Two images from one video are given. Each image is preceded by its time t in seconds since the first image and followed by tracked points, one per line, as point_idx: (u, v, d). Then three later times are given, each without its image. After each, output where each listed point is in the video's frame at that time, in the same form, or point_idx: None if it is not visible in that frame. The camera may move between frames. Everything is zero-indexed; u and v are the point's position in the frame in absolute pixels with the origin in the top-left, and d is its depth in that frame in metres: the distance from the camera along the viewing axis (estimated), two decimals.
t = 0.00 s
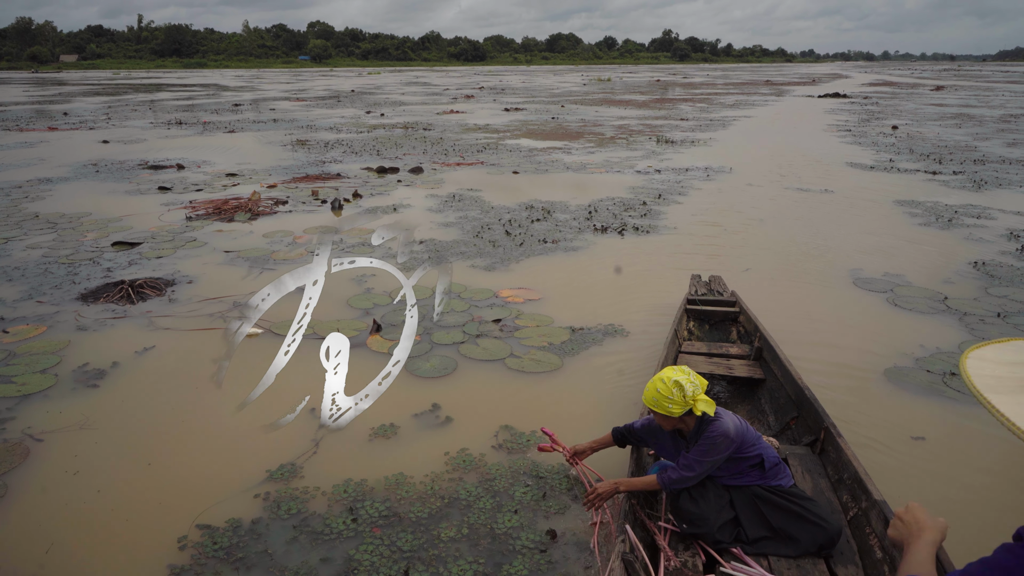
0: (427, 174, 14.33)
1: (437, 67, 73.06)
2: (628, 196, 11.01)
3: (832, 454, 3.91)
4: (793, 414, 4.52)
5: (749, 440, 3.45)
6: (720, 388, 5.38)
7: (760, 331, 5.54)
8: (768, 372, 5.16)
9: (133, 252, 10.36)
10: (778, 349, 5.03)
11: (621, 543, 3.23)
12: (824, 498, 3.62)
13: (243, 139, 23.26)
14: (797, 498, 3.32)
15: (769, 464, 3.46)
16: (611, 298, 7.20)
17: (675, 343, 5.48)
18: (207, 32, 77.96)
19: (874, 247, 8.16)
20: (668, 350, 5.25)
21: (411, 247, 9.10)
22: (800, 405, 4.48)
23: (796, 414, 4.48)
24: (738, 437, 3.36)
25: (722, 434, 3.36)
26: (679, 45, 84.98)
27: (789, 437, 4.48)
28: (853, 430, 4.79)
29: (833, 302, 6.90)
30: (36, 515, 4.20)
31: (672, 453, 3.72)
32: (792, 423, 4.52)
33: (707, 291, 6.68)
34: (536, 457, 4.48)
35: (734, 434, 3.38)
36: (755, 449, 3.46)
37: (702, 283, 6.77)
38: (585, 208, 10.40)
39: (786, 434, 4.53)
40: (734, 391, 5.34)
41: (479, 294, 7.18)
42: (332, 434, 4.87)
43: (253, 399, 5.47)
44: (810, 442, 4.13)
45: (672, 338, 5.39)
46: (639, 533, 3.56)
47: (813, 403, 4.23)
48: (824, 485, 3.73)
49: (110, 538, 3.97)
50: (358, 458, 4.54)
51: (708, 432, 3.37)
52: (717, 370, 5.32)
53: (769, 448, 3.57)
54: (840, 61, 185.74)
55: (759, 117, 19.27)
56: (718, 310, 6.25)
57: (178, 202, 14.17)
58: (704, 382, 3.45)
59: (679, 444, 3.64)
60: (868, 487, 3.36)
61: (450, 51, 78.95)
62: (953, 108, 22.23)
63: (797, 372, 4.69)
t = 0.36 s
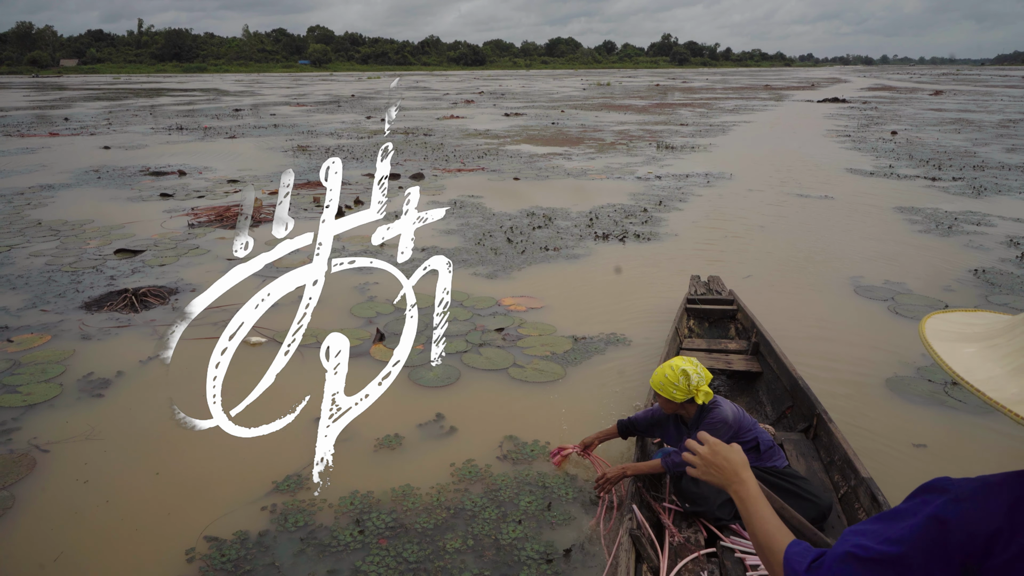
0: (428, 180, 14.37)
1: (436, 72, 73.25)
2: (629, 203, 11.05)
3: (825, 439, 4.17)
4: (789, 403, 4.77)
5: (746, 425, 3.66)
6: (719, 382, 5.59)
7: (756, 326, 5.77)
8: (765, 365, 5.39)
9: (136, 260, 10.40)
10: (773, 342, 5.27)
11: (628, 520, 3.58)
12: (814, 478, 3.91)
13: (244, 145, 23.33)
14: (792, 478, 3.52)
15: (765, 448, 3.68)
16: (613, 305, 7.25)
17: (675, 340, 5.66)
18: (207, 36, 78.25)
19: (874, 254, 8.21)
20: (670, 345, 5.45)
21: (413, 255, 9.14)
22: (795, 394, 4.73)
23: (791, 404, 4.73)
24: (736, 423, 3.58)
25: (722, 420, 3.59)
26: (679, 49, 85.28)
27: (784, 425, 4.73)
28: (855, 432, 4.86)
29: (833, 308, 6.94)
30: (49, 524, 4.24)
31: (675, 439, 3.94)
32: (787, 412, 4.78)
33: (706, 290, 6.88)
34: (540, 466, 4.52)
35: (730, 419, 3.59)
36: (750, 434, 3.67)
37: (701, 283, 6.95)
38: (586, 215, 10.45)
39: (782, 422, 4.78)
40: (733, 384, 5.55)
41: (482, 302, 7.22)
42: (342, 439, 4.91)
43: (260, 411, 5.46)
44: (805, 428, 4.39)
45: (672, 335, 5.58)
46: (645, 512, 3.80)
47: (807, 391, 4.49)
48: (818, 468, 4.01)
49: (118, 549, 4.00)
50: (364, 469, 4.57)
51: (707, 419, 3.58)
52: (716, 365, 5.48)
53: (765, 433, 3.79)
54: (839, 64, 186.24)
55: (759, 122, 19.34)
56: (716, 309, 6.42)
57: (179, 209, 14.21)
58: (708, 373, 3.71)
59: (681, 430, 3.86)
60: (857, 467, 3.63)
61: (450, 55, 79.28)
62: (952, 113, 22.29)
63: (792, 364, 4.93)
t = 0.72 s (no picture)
0: (429, 186, 14.41)
1: (437, 77, 73.47)
2: (629, 209, 11.10)
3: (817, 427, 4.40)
4: (784, 395, 5.00)
5: (740, 412, 3.97)
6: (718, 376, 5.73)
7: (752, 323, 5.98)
8: (761, 359, 5.60)
9: (139, 267, 10.45)
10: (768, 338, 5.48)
11: (635, 498, 3.82)
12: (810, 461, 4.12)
13: (245, 151, 23.40)
14: (782, 460, 3.83)
15: (759, 433, 3.96)
16: (614, 312, 7.29)
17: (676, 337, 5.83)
18: (209, 41, 78.61)
19: (874, 260, 8.25)
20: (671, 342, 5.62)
21: (415, 263, 9.17)
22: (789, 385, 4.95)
23: (786, 395, 4.96)
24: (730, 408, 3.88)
25: (716, 405, 3.89)
26: (678, 54, 85.58)
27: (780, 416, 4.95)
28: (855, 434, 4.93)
29: (834, 315, 6.96)
30: (58, 533, 4.28)
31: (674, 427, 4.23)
32: (783, 403, 5.00)
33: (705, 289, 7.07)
34: (544, 476, 4.55)
35: (724, 405, 3.90)
36: (744, 421, 3.97)
37: (700, 284, 7.12)
38: (587, 222, 10.50)
39: (778, 413, 5.00)
40: (730, 378, 5.72)
41: (484, 311, 7.25)
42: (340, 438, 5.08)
43: (262, 412, 5.59)
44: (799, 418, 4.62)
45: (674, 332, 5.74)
46: (650, 493, 4.05)
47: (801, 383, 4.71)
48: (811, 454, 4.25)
49: (127, 556, 4.05)
50: (369, 478, 4.60)
51: (703, 404, 3.89)
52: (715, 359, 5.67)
53: (759, 420, 4.08)
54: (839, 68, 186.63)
55: (759, 128, 19.42)
56: (714, 308, 6.58)
57: (182, 216, 14.26)
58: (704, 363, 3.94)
59: (679, 417, 4.18)
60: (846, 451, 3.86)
61: (450, 60, 79.66)
62: (951, 118, 22.37)
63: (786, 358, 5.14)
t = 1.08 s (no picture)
0: (431, 191, 14.45)
1: (437, 81, 73.65)
2: (630, 216, 11.14)
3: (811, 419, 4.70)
4: (779, 389, 5.28)
5: (739, 400, 4.25)
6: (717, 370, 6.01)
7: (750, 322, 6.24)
8: (758, 356, 5.87)
9: (142, 274, 10.49)
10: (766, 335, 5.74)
11: (640, 479, 4.14)
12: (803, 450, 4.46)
13: (246, 157, 23.46)
14: (777, 446, 4.12)
15: (756, 420, 4.25)
16: (616, 319, 7.32)
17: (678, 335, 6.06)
18: (210, 47, 79.05)
19: (875, 267, 8.28)
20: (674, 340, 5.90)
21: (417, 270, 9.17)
22: (785, 380, 5.23)
23: (781, 389, 5.24)
24: (730, 396, 4.16)
25: (716, 392, 4.18)
26: (678, 59, 85.86)
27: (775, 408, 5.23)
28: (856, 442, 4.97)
29: (836, 322, 6.99)
30: (66, 543, 4.30)
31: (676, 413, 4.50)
32: (778, 397, 5.28)
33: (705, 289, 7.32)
34: (548, 486, 4.57)
35: (725, 393, 4.18)
36: (743, 409, 4.25)
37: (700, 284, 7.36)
38: (589, 229, 10.54)
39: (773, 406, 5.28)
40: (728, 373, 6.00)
41: (486, 318, 7.28)
42: (341, 438, 5.20)
43: (260, 412, 5.76)
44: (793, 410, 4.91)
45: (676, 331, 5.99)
46: (654, 476, 4.33)
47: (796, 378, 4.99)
48: (805, 444, 4.55)
49: (134, 565, 4.07)
50: (373, 486, 4.63)
51: (704, 391, 4.18)
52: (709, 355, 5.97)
53: (756, 409, 4.36)
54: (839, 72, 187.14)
55: (759, 133, 19.47)
56: (714, 307, 6.84)
57: (184, 222, 14.30)
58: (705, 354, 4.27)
59: (681, 404, 4.44)
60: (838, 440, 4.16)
61: (450, 65, 80.11)
62: (951, 124, 22.41)
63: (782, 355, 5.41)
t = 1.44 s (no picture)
0: (432, 199, 14.49)
1: (437, 87, 73.91)
2: (631, 223, 11.18)
3: (805, 411, 4.99)
4: (775, 384, 5.57)
5: (738, 393, 4.49)
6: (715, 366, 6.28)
7: (747, 322, 6.52)
8: (755, 353, 6.16)
9: (144, 283, 10.51)
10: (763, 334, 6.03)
11: (645, 463, 4.42)
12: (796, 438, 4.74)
13: (247, 163, 23.50)
14: (774, 436, 4.38)
15: (754, 412, 4.51)
16: (618, 327, 7.36)
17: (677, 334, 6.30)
18: (211, 53, 79.37)
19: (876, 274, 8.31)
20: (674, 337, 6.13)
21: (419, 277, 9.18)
22: (780, 376, 5.52)
23: (777, 384, 5.54)
24: (730, 390, 4.40)
25: (717, 386, 4.40)
26: (677, 64, 86.26)
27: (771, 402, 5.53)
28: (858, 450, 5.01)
29: (837, 329, 7.02)
30: (74, 552, 4.32)
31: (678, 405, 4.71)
32: (773, 391, 5.57)
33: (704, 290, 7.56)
34: (551, 495, 4.60)
35: (725, 386, 4.41)
36: (741, 401, 4.49)
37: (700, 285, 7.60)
38: (590, 236, 10.58)
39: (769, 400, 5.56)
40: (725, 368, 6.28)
41: (488, 327, 7.31)
42: (340, 438, 5.38)
43: (259, 413, 5.93)
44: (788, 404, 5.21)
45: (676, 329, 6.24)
46: (657, 462, 4.61)
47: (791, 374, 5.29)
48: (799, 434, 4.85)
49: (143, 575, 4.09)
50: (378, 497, 4.65)
51: (706, 384, 4.39)
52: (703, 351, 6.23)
53: (753, 401, 4.61)
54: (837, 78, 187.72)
55: (758, 140, 19.56)
56: (712, 307, 7.10)
57: (185, 230, 14.32)
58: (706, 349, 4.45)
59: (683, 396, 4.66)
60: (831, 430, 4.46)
61: (450, 71, 80.45)
62: (950, 130, 22.47)
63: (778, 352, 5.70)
